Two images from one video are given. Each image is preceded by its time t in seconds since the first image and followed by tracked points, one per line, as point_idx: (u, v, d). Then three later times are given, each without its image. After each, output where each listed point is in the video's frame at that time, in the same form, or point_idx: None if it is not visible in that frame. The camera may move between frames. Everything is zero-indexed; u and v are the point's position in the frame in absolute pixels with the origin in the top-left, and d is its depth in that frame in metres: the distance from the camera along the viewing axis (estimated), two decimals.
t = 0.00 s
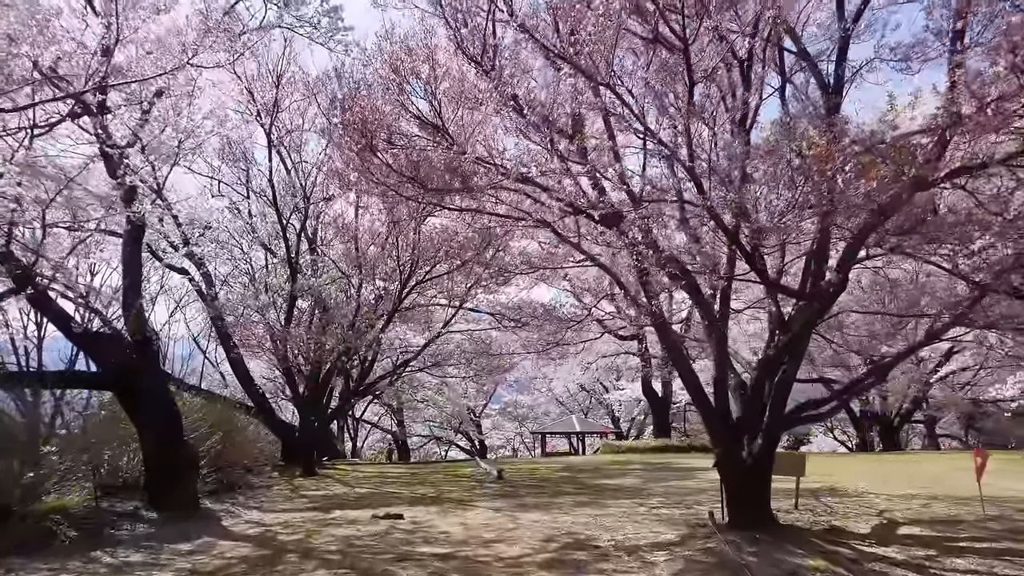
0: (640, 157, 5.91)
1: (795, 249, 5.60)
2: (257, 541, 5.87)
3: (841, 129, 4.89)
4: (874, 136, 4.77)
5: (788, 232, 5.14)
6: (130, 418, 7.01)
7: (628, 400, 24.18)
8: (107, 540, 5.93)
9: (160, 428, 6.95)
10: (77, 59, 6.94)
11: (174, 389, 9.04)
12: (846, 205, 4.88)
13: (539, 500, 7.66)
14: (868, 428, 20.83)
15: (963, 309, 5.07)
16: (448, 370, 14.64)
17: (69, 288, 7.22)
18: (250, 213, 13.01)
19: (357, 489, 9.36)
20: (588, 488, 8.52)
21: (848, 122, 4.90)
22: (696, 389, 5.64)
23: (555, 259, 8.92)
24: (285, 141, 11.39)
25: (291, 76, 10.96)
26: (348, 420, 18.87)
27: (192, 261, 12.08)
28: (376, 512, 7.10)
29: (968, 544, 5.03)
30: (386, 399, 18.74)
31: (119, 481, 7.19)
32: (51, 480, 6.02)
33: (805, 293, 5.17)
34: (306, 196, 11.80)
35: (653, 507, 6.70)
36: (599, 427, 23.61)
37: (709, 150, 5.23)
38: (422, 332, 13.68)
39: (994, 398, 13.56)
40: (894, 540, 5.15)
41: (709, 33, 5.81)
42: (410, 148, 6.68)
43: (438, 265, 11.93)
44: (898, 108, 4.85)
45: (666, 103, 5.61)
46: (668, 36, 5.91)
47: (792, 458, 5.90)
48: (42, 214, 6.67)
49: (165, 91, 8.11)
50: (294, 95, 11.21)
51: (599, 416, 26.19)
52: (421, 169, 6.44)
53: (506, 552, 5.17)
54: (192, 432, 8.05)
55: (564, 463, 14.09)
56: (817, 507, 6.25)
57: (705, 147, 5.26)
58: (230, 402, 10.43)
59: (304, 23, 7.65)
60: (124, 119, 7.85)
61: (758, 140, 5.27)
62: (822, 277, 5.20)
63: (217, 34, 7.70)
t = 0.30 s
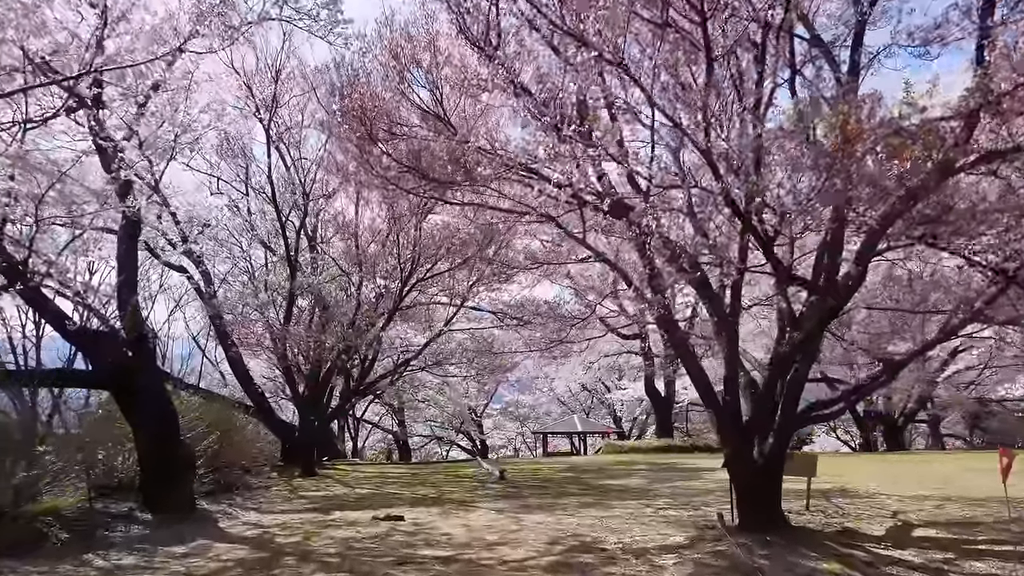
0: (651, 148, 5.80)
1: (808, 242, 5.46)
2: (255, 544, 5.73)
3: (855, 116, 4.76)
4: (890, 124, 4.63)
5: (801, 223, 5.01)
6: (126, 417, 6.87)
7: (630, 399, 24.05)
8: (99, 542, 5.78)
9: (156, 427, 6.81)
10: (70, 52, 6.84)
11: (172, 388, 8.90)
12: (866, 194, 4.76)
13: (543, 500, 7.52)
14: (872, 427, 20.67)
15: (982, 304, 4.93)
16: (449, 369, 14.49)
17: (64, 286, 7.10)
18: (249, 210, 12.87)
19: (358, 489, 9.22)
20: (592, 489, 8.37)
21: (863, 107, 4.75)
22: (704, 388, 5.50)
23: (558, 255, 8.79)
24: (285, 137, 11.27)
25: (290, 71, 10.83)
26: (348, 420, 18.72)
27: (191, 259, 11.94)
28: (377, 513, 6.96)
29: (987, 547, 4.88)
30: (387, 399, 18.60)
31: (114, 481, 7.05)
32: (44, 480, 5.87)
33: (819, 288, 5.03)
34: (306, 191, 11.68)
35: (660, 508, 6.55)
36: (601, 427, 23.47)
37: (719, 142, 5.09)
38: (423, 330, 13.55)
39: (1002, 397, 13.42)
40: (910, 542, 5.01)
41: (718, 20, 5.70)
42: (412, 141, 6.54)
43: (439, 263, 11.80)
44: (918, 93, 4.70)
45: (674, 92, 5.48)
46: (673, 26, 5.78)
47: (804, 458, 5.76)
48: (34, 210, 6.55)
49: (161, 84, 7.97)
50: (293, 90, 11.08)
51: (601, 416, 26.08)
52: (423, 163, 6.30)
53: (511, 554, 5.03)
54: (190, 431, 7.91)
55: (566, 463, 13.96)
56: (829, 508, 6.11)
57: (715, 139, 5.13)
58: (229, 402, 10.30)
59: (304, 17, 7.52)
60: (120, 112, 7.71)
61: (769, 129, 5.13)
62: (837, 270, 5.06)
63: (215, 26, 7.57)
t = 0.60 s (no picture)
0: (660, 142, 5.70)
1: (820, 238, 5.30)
2: (248, 550, 5.56)
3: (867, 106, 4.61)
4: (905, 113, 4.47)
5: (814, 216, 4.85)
6: (117, 419, 6.69)
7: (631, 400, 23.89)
8: (87, 548, 5.59)
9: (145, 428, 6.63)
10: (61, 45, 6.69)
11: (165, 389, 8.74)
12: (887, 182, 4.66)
13: (546, 503, 7.35)
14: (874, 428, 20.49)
15: (1002, 303, 4.76)
16: (449, 370, 14.31)
17: (54, 285, 6.94)
18: (246, 209, 12.71)
19: (355, 491, 9.05)
20: (594, 492, 8.19)
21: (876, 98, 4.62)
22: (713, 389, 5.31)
23: (560, 253, 8.63)
24: (281, 134, 11.13)
25: (287, 68, 10.69)
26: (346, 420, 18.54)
27: (187, 258, 11.78)
28: (375, 517, 6.79)
29: (1006, 555, 4.71)
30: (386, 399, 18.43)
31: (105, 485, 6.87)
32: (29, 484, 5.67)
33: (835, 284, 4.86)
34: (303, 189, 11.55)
35: (666, 513, 6.37)
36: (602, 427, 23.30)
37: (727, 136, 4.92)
38: (423, 330, 13.39)
39: (1009, 398, 13.25)
40: (926, 549, 4.83)
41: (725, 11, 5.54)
42: (412, 134, 6.38)
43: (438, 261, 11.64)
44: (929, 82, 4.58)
45: (681, 83, 5.33)
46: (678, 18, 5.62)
47: (815, 461, 5.58)
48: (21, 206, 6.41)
49: (154, 78, 7.82)
50: (290, 87, 10.94)
51: (602, 417, 25.93)
52: (421, 158, 6.13)
53: (512, 562, 4.86)
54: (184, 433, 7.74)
55: (568, 465, 13.79)
56: (840, 513, 5.93)
57: (723, 133, 4.96)
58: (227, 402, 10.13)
59: (300, 9, 7.37)
60: (113, 108, 7.56)
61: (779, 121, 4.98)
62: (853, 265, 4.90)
63: (208, 19, 7.42)
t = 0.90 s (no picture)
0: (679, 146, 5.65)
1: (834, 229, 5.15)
2: (243, 553, 5.40)
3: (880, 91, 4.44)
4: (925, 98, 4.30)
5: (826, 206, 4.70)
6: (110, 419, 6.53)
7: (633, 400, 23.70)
8: (78, 551, 5.43)
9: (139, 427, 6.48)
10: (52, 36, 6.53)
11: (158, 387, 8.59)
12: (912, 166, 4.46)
13: (548, 505, 7.21)
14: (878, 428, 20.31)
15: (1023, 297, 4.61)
16: (449, 369, 14.14)
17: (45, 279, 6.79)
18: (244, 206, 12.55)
19: (354, 492, 8.90)
20: (598, 493, 8.03)
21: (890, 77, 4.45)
22: (721, 385, 5.17)
23: (561, 251, 8.48)
24: (280, 130, 10.97)
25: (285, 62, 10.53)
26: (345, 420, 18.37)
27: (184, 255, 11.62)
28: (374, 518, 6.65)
29: None
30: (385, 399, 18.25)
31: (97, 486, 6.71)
32: (19, 485, 5.50)
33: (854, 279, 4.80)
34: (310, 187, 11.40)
35: (672, 515, 6.21)
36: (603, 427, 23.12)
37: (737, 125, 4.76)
38: (423, 329, 13.23)
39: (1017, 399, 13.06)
40: (943, 553, 4.68)
41: None
42: (412, 125, 6.22)
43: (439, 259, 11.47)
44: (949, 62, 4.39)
45: (687, 69, 5.18)
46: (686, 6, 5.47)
47: (827, 462, 5.42)
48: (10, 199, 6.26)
49: (149, 71, 7.66)
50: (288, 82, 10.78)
51: (603, 417, 25.80)
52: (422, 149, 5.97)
53: (516, 566, 4.70)
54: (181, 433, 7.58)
55: (569, 466, 13.66)
56: (853, 515, 5.77)
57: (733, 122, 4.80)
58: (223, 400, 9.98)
59: None
60: (106, 100, 7.39)
61: (793, 110, 4.83)
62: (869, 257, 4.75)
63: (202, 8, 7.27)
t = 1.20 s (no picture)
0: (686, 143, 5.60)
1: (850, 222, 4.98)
2: (237, 558, 5.23)
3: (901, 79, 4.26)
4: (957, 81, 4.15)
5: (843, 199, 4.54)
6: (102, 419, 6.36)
7: (634, 400, 23.52)
8: (67, 556, 5.26)
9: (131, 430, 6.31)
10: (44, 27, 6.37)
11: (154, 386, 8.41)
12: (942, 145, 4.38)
13: (552, 507, 7.03)
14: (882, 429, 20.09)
15: None
16: (449, 369, 13.95)
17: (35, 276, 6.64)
18: (241, 203, 12.37)
19: (353, 494, 8.73)
20: (602, 495, 7.85)
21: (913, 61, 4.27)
22: (731, 384, 5.01)
23: (564, 247, 8.31)
24: (278, 125, 10.79)
25: (283, 57, 10.36)
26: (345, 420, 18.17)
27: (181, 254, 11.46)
28: (373, 521, 6.48)
29: None
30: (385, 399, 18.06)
31: (91, 489, 6.55)
32: (7, 488, 5.33)
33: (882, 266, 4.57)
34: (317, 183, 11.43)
35: (679, 518, 6.04)
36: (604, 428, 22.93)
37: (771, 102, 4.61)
38: (423, 328, 13.07)
39: None
40: (963, 559, 4.51)
41: None
42: (412, 117, 6.06)
43: (438, 257, 11.29)
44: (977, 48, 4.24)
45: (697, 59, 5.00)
46: None
47: (841, 464, 5.26)
48: None
49: (143, 63, 7.49)
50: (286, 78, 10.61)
51: (604, 416, 25.65)
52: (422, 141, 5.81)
53: (520, 571, 4.54)
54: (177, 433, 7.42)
55: (571, 466, 13.50)
56: (866, 519, 5.60)
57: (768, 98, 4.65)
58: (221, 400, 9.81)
59: None
60: (100, 94, 7.23)
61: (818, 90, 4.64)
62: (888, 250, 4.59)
63: None
